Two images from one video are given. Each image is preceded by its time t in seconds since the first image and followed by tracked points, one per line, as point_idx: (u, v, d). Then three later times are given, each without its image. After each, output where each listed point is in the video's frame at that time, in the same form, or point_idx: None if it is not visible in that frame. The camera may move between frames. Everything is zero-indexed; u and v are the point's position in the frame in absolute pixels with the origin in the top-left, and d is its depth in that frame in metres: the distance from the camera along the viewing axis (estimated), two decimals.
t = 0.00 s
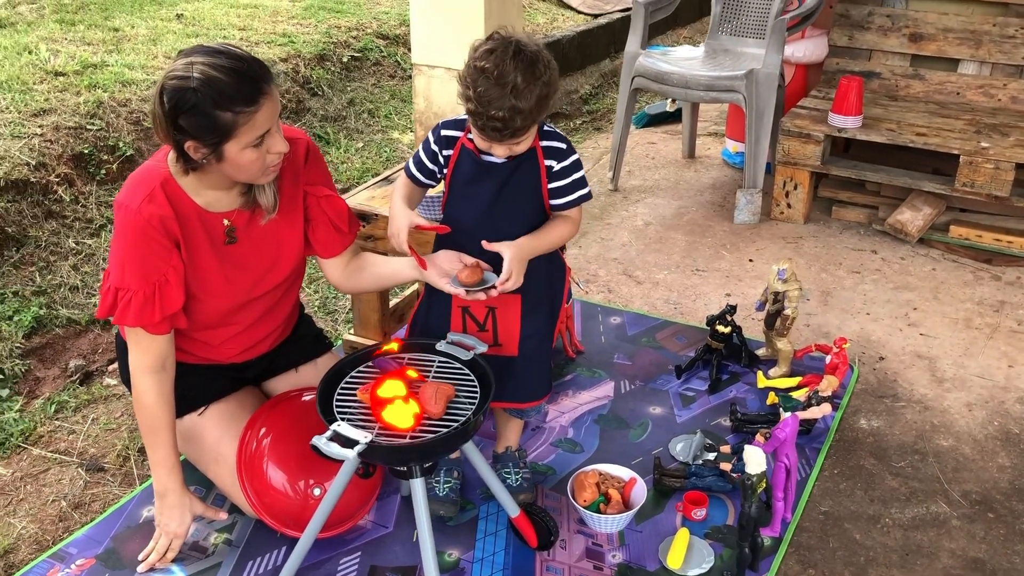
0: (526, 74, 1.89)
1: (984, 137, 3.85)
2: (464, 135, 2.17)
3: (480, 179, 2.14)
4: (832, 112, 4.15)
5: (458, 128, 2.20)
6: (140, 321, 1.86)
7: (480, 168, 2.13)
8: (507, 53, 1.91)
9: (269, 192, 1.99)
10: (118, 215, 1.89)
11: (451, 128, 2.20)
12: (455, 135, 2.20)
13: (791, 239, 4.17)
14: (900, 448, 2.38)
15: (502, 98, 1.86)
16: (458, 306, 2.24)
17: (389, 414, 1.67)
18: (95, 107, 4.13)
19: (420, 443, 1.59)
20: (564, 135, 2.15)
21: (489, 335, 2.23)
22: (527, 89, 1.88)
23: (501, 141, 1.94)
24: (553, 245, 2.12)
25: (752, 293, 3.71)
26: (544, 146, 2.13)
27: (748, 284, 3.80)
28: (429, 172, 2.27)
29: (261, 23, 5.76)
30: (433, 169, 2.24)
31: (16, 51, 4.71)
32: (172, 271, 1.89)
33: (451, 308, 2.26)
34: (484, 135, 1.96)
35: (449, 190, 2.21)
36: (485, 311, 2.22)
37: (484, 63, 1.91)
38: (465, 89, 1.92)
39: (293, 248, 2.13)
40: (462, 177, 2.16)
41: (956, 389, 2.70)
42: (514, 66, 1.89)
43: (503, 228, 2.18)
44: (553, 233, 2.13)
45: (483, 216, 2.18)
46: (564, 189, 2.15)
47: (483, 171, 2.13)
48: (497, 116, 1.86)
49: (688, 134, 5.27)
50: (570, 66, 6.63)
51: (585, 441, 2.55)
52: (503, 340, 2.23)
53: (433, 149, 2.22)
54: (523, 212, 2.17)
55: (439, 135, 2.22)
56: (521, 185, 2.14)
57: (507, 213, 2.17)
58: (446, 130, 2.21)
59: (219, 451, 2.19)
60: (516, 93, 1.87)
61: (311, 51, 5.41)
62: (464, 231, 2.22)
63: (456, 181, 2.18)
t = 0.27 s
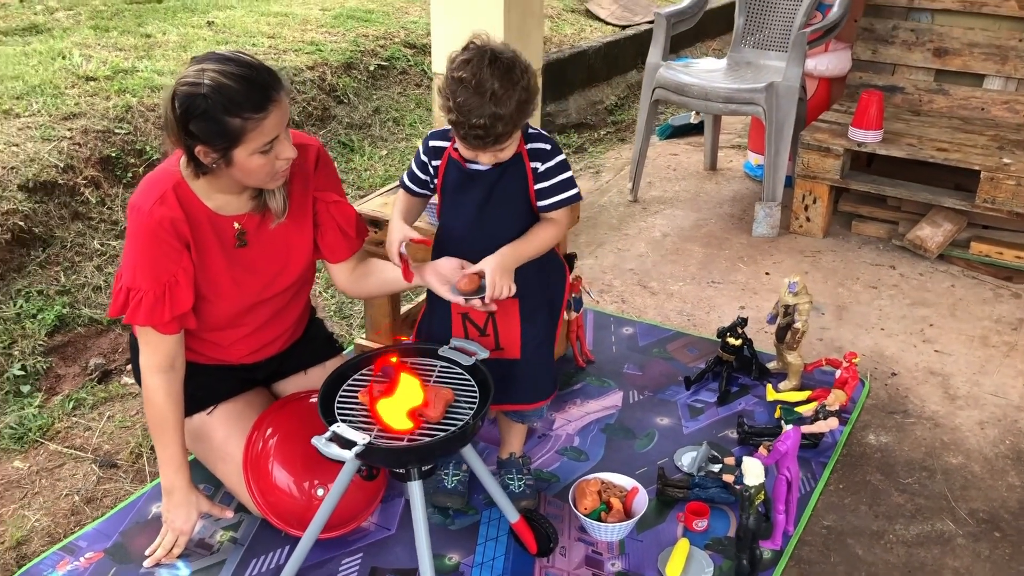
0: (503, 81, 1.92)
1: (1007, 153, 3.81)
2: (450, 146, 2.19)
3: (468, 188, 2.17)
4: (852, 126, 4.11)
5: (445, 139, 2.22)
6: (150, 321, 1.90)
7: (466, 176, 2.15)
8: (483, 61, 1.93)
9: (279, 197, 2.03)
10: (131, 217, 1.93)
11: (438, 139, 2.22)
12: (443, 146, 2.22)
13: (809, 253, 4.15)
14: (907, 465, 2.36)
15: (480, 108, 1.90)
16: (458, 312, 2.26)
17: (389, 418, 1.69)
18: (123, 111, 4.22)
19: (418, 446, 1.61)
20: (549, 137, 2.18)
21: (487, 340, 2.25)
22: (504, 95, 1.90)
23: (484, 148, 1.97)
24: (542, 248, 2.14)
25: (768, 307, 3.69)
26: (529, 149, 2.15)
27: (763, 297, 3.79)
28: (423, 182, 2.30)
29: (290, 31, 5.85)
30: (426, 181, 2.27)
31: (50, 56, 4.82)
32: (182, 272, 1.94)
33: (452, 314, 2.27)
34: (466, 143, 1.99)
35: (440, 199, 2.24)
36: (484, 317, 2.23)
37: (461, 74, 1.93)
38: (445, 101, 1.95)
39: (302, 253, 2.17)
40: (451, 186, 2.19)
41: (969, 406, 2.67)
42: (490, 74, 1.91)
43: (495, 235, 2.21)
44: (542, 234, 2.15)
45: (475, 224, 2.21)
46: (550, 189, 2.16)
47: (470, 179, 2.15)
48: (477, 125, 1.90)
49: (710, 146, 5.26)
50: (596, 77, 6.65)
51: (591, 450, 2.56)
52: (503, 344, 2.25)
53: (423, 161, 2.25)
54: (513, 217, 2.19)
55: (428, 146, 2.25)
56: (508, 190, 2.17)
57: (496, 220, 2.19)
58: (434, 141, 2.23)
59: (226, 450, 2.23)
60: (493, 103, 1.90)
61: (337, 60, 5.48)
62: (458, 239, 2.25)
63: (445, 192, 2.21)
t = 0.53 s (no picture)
0: (504, 76, 1.93)
1: None
2: (440, 151, 2.18)
3: (462, 192, 2.17)
4: (885, 132, 4.04)
5: (432, 144, 2.20)
6: (171, 316, 1.94)
7: (458, 180, 2.16)
8: (480, 58, 1.94)
9: (299, 197, 2.07)
10: (155, 215, 1.98)
11: (426, 146, 2.20)
12: (431, 152, 2.20)
13: (839, 260, 4.09)
14: (929, 475, 2.32)
15: (489, 104, 1.90)
16: (465, 314, 2.28)
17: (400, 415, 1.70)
18: (161, 112, 4.31)
19: (428, 443, 1.62)
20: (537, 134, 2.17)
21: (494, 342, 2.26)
22: (518, 76, 1.95)
23: (492, 144, 1.97)
24: (541, 249, 2.16)
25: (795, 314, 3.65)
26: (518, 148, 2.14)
27: (791, 304, 3.74)
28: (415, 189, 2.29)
29: (327, 34, 5.92)
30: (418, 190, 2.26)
31: (93, 59, 4.94)
32: (203, 269, 1.98)
33: (459, 318, 2.29)
34: (473, 141, 1.98)
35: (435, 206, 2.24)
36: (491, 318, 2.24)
37: (471, 74, 1.92)
38: (450, 103, 1.94)
39: (321, 253, 2.21)
40: (444, 191, 2.19)
41: (996, 418, 2.61)
42: (491, 70, 1.92)
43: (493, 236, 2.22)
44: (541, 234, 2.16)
45: (470, 227, 2.22)
46: (542, 186, 2.16)
47: (462, 183, 2.16)
48: (487, 121, 1.90)
49: (742, 151, 5.22)
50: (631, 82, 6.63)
51: (608, 453, 2.55)
52: (511, 343, 2.26)
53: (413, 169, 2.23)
54: (509, 216, 2.20)
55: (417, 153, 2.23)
56: (502, 191, 2.17)
57: (493, 221, 2.20)
58: (421, 148, 2.22)
59: (245, 445, 2.27)
60: (499, 98, 1.91)
61: (373, 63, 5.54)
62: (455, 241, 2.26)
63: (439, 197, 2.21)
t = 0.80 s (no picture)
0: (519, 72, 1.95)
1: None
2: (438, 150, 2.15)
3: (465, 190, 2.17)
4: (904, 131, 4.01)
5: (427, 143, 2.16)
6: (179, 310, 1.97)
7: (462, 178, 2.15)
8: (497, 55, 1.95)
9: (307, 193, 2.09)
10: (165, 209, 2.01)
11: (421, 145, 2.16)
12: (427, 151, 2.16)
13: (856, 260, 4.05)
14: (939, 476, 2.29)
15: (509, 99, 1.91)
16: (469, 310, 2.28)
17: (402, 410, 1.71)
18: (182, 109, 4.36)
19: (429, 436, 1.63)
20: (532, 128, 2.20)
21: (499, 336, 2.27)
22: (531, 73, 1.98)
23: (506, 140, 1.98)
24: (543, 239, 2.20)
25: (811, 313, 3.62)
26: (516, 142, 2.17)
27: (806, 303, 3.71)
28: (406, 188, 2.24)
29: (349, 33, 5.96)
30: (411, 190, 2.21)
31: (118, 56, 5.01)
32: (211, 263, 2.01)
33: (463, 315, 2.28)
34: (486, 137, 1.98)
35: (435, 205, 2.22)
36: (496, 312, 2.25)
37: (490, 70, 1.92)
38: (466, 98, 1.93)
39: (329, 249, 2.23)
40: (446, 190, 2.18)
41: (1010, 419, 2.57)
42: (510, 66, 1.94)
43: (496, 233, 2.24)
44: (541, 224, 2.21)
45: (474, 225, 2.22)
46: (541, 179, 2.20)
47: (466, 181, 2.16)
48: (506, 116, 1.91)
49: (761, 150, 5.18)
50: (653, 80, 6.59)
51: (615, 450, 2.54)
52: (515, 336, 2.27)
53: (407, 169, 2.18)
54: (511, 212, 2.23)
55: (410, 152, 2.18)
56: (505, 187, 2.19)
57: (497, 218, 2.22)
58: (415, 147, 2.17)
59: (254, 438, 2.30)
60: (517, 94, 1.92)
61: (393, 61, 5.56)
62: (455, 238, 2.25)
63: (440, 196, 2.19)
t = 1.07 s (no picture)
0: (546, 61, 1.98)
1: None
2: (449, 142, 2.14)
3: (478, 182, 2.19)
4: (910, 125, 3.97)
5: (436, 136, 2.15)
6: (180, 304, 1.99)
7: (477, 169, 2.16)
8: (523, 44, 1.98)
9: (308, 189, 2.10)
10: (166, 204, 2.02)
11: (431, 138, 2.14)
12: (437, 144, 2.15)
13: (862, 255, 4.03)
14: (941, 472, 2.28)
15: (540, 86, 1.94)
16: (477, 302, 2.29)
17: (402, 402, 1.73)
18: (190, 105, 4.38)
19: (426, 430, 1.64)
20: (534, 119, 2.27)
21: (505, 325, 2.32)
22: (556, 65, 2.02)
23: (528, 128, 2.00)
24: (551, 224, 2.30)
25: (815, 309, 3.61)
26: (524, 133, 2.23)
27: (811, 298, 3.70)
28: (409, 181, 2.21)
29: (357, 28, 5.97)
30: (419, 183, 2.19)
31: (126, 53, 5.03)
32: (212, 258, 2.02)
33: (471, 307, 2.30)
34: (509, 125, 1.99)
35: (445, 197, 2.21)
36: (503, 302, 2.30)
37: (521, 59, 1.94)
38: (496, 86, 1.93)
39: (330, 243, 2.24)
40: (458, 182, 2.18)
41: (1014, 415, 2.56)
42: (537, 54, 1.97)
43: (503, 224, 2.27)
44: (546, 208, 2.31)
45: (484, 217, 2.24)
46: (547, 168, 2.27)
47: (479, 173, 2.17)
48: (538, 102, 1.93)
49: (768, 145, 5.17)
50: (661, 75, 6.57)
51: (616, 445, 2.55)
52: (522, 324, 2.34)
53: (417, 162, 2.16)
54: (519, 202, 2.27)
55: (418, 145, 2.16)
56: (516, 178, 2.24)
57: (507, 209, 2.26)
58: (425, 140, 2.15)
59: (256, 431, 2.31)
60: (546, 81, 1.95)
61: (401, 56, 5.56)
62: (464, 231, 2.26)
63: (452, 189, 2.19)
